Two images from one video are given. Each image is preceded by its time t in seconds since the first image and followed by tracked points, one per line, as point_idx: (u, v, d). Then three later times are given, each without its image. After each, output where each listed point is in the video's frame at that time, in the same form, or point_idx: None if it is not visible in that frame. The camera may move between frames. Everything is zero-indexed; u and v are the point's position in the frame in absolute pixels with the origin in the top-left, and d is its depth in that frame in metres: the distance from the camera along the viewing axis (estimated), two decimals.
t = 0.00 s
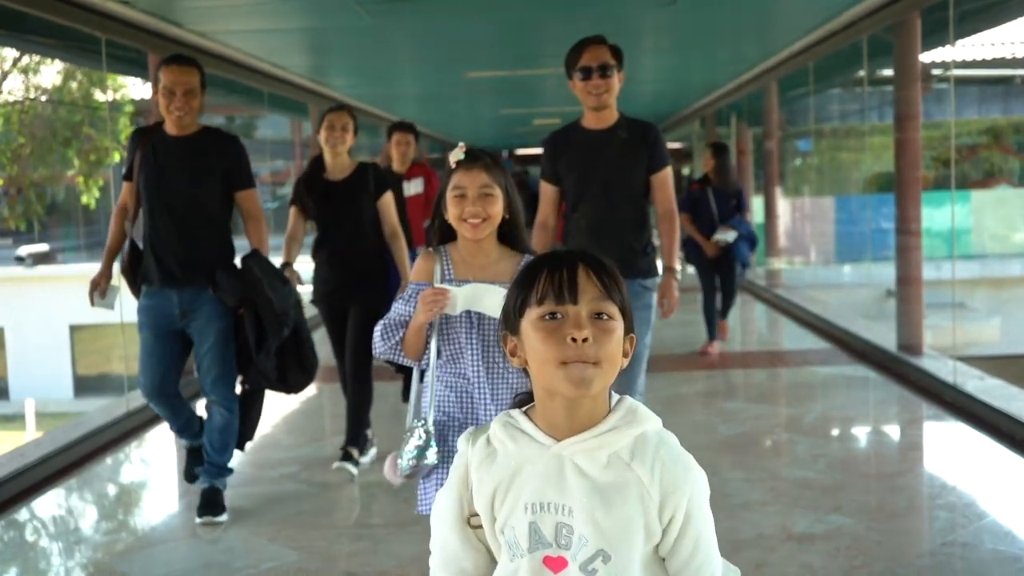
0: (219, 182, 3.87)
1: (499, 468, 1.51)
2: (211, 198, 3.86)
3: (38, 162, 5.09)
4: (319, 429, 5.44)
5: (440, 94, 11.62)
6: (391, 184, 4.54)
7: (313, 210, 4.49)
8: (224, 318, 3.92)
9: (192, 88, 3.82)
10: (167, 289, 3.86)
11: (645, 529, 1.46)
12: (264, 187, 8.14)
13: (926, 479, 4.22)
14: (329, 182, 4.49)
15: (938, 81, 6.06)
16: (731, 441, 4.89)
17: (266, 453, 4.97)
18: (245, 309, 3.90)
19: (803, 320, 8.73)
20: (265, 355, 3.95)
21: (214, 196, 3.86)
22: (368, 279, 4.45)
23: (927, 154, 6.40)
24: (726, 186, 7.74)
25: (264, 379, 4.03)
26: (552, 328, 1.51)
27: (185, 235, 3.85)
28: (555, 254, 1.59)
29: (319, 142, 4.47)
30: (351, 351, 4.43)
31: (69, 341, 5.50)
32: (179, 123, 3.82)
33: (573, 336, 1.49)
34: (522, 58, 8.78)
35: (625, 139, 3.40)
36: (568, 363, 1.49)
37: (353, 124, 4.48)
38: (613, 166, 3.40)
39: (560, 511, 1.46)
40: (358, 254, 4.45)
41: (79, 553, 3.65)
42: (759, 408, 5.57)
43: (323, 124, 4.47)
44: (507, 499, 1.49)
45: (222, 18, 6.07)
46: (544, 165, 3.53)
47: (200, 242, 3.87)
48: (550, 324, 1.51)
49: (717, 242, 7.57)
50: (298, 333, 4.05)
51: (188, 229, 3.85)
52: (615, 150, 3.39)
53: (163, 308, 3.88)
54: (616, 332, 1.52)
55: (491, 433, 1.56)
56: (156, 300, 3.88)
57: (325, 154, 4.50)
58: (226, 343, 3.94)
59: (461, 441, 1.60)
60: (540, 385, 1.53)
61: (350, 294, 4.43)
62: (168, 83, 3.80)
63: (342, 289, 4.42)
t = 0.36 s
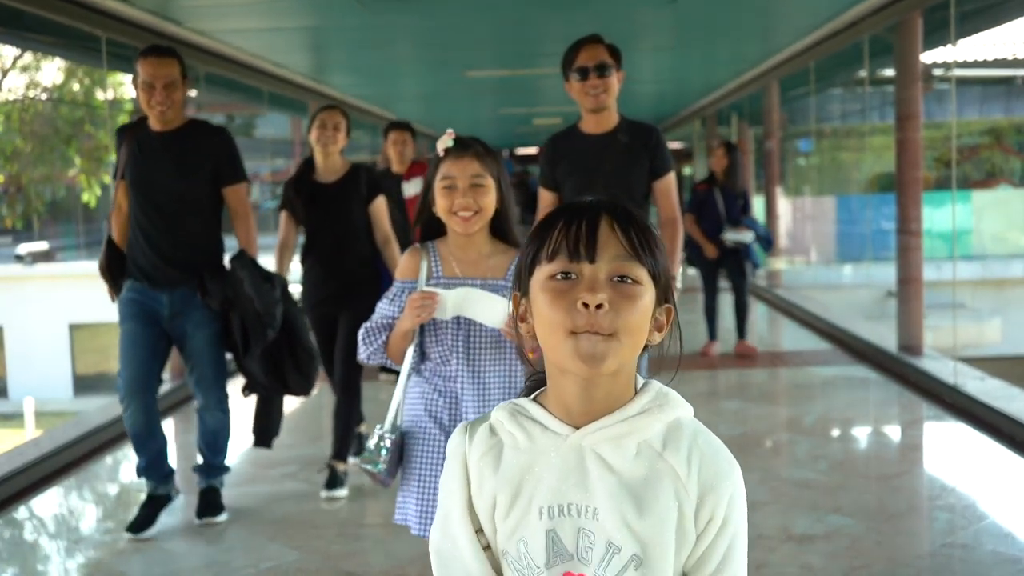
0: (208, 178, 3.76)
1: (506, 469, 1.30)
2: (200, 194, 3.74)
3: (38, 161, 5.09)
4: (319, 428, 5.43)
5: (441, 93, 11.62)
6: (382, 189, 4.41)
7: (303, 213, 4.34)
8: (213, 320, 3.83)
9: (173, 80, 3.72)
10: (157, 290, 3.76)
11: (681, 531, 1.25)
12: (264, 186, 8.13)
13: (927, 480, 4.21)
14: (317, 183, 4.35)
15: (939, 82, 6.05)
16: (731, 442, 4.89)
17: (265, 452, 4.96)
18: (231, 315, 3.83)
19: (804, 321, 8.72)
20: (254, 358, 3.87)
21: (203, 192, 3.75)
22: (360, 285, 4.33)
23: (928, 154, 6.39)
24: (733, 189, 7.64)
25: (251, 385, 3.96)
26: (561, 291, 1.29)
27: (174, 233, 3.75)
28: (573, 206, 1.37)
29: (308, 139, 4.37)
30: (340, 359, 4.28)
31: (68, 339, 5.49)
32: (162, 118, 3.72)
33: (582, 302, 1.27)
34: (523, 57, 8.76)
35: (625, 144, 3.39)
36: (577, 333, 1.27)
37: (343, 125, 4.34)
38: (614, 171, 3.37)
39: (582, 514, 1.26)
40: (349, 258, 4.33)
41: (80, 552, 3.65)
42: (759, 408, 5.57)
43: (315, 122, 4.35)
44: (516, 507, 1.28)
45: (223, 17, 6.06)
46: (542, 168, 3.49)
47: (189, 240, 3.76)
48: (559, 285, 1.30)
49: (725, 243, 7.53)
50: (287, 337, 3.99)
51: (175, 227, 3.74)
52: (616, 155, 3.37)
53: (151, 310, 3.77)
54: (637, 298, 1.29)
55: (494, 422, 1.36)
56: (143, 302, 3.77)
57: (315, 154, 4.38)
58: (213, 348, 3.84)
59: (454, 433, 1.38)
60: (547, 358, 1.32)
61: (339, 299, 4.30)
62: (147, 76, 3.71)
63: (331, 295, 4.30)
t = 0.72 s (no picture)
0: (188, 183, 3.62)
1: (580, 528, 1.11)
2: (181, 200, 3.60)
3: (39, 161, 5.08)
4: (319, 428, 5.42)
5: (442, 93, 11.63)
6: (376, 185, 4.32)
7: (293, 210, 4.23)
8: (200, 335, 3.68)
9: (149, 82, 3.57)
10: (137, 306, 3.56)
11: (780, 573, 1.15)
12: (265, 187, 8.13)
13: (928, 482, 4.19)
14: (309, 179, 4.24)
15: (941, 83, 6.04)
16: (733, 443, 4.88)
17: (266, 453, 4.96)
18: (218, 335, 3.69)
19: (806, 322, 8.71)
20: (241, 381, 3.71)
21: (183, 201, 3.60)
22: (354, 284, 4.27)
23: (930, 156, 6.37)
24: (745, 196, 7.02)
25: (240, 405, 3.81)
26: (600, 303, 1.12)
27: (154, 242, 3.58)
28: (621, 192, 1.19)
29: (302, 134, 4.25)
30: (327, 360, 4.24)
31: (67, 341, 5.42)
32: (138, 122, 3.56)
33: (620, 319, 1.08)
34: (524, 58, 8.75)
35: (621, 138, 3.34)
36: (614, 359, 1.09)
37: (335, 118, 4.23)
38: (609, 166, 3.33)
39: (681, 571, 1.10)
40: (342, 256, 4.24)
41: (80, 552, 3.64)
42: (761, 409, 5.56)
43: (306, 117, 4.22)
44: (600, 571, 1.10)
45: (223, 17, 6.05)
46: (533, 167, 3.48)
47: (171, 249, 3.60)
48: (598, 297, 1.12)
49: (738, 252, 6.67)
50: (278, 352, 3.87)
51: (155, 238, 3.58)
52: (612, 149, 3.34)
53: (133, 325, 3.56)
54: (688, 314, 1.10)
55: (545, 470, 1.15)
56: (122, 317, 3.55)
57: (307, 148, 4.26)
58: (202, 368, 3.71)
59: (487, 473, 1.17)
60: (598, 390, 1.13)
61: (328, 297, 4.23)
62: (121, 78, 3.55)
63: (321, 292, 4.22)
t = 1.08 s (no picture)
0: (163, 182, 3.39)
1: None
2: (156, 199, 3.37)
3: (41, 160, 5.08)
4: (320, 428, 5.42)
5: (443, 93, 11.62)
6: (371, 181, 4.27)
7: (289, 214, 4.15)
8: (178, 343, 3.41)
9: (122, 72, 3.36)
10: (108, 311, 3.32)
11: None
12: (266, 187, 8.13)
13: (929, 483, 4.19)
14: (302, 177, 4.17)
15: (942, 84, 6.03)
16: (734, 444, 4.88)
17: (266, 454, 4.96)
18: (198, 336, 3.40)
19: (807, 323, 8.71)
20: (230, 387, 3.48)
21: (159, 197, 3.38)
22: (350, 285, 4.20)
23: (931, 156, 6.36)
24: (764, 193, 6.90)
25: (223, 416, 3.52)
26: (716, 433, 1.06)
27: (126, 243, 3.33)
28: (774, 317, 1.14)
29: (291, 133, 4.25)
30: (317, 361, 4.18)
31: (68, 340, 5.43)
32: (112, 114, 3.34)
33: (730, 449, 0.98)
34: (525, 57, 8.75)
35: (619, 136, 3.31)
36: (714, 508, 0.99)
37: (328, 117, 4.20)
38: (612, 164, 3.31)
39: None
40: (337, 257, 4.17)
41: (80, 551, 3.64)
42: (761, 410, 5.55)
43: (296, 116, 4.20)
44: None
45: (225, 17, 6.05)
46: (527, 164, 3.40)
47: (144, 252, 3.35)
48: (718, 427, 1.07)
49: (747, 246, 6.88)
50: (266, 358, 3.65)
51: (128, 239, 3.33)
52: (609, 148, 3.30)
53: (99, 334, 3.33)
54: (820, 464, 0.97)
55: None
56: (89, 325, 3.33)
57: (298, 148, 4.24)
58: (178, 374, 3.40)
59: None
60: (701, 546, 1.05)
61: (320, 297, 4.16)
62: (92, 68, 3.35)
63: (313, 292, 4.15)
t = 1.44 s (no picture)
0: (144, 179, 3.04)
1: None
2: (137, 196, 3.03)
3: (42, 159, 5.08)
4: (322, 427, 5.42)
5: (445, 93, 11.61)
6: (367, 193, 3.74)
7: (273, 217, 3.67)
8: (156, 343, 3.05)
9: (107, 62, 3.00)
10: (81, 309, 3.01)
11: None
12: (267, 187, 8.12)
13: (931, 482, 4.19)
14: (292, 186, 3.67)
15: (945, 84, 6.03)
16: (736, 444, 4.87)
17: (268, 453, 4.95)
18: (181, 332, 3.04)
19: (807, 324, 8.71)
20: (208, 391, 3.09)
21: (139, 194, 3.03)
22: (338, 298, 3.72)
23: (933, 156, 6.35)
24: (775, 190, 6.91)
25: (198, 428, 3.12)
26: None
27: (101, 241, 3.00)
28: None
29: (281, 139, 3.75)
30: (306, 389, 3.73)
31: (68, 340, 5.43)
32: (92, 107, 2.99)
33: None
34: (527, 57, 8.75)
35: (630, 144, 2.96)
36: None
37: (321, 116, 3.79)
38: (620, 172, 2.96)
39: None
40: (327, 273, 3.69)
41: (82, 550, 3.64)
42: (763, 411, 5.55)
43: (285, 117, 3.75)
44: None
45: (226, 16, 6.04)
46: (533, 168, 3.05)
47: (122, 251, 3.01)
48: None
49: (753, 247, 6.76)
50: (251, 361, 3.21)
51: (105, 238, 3.00)
52: (619, 157, 2.95)
53: (77, 336, 3.02)
54: None
55: None
56: (68, 329, 3.02)
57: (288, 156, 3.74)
58: (151, 375, 3.03)
59: None
60: None
61: (310, 320, 3.69)
62: (72, 56, 2.98)
63: (300, 314, 3.68)
